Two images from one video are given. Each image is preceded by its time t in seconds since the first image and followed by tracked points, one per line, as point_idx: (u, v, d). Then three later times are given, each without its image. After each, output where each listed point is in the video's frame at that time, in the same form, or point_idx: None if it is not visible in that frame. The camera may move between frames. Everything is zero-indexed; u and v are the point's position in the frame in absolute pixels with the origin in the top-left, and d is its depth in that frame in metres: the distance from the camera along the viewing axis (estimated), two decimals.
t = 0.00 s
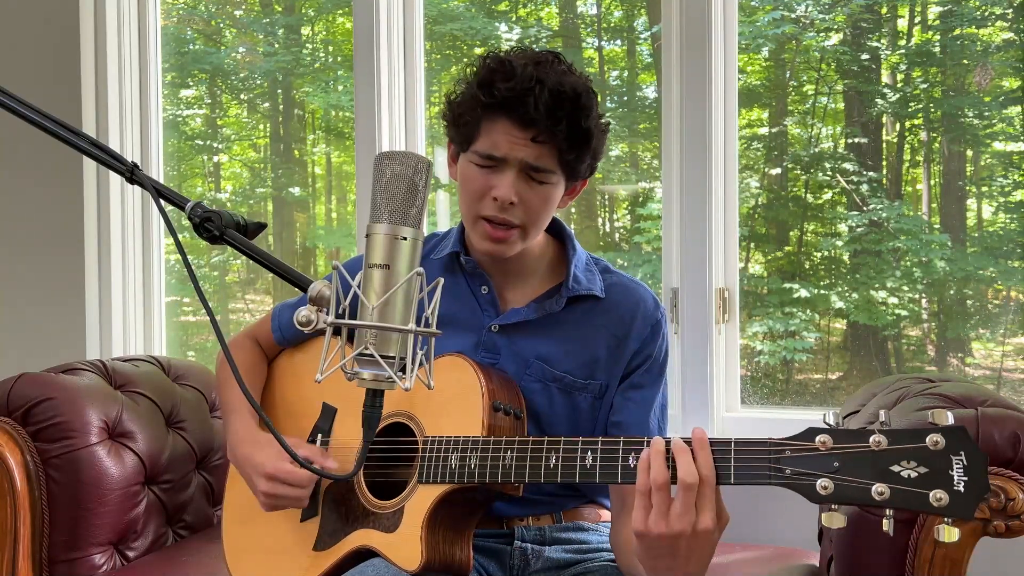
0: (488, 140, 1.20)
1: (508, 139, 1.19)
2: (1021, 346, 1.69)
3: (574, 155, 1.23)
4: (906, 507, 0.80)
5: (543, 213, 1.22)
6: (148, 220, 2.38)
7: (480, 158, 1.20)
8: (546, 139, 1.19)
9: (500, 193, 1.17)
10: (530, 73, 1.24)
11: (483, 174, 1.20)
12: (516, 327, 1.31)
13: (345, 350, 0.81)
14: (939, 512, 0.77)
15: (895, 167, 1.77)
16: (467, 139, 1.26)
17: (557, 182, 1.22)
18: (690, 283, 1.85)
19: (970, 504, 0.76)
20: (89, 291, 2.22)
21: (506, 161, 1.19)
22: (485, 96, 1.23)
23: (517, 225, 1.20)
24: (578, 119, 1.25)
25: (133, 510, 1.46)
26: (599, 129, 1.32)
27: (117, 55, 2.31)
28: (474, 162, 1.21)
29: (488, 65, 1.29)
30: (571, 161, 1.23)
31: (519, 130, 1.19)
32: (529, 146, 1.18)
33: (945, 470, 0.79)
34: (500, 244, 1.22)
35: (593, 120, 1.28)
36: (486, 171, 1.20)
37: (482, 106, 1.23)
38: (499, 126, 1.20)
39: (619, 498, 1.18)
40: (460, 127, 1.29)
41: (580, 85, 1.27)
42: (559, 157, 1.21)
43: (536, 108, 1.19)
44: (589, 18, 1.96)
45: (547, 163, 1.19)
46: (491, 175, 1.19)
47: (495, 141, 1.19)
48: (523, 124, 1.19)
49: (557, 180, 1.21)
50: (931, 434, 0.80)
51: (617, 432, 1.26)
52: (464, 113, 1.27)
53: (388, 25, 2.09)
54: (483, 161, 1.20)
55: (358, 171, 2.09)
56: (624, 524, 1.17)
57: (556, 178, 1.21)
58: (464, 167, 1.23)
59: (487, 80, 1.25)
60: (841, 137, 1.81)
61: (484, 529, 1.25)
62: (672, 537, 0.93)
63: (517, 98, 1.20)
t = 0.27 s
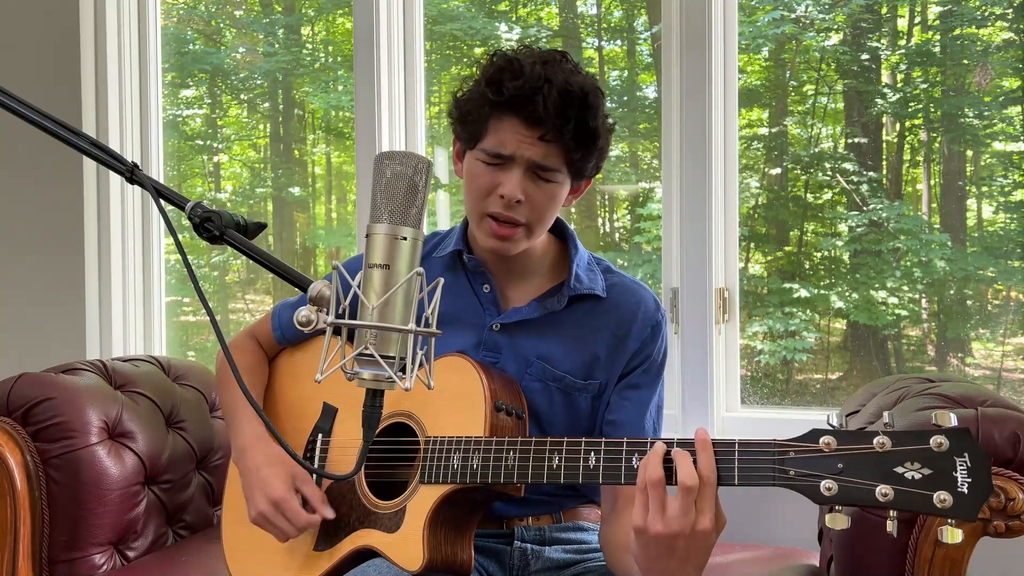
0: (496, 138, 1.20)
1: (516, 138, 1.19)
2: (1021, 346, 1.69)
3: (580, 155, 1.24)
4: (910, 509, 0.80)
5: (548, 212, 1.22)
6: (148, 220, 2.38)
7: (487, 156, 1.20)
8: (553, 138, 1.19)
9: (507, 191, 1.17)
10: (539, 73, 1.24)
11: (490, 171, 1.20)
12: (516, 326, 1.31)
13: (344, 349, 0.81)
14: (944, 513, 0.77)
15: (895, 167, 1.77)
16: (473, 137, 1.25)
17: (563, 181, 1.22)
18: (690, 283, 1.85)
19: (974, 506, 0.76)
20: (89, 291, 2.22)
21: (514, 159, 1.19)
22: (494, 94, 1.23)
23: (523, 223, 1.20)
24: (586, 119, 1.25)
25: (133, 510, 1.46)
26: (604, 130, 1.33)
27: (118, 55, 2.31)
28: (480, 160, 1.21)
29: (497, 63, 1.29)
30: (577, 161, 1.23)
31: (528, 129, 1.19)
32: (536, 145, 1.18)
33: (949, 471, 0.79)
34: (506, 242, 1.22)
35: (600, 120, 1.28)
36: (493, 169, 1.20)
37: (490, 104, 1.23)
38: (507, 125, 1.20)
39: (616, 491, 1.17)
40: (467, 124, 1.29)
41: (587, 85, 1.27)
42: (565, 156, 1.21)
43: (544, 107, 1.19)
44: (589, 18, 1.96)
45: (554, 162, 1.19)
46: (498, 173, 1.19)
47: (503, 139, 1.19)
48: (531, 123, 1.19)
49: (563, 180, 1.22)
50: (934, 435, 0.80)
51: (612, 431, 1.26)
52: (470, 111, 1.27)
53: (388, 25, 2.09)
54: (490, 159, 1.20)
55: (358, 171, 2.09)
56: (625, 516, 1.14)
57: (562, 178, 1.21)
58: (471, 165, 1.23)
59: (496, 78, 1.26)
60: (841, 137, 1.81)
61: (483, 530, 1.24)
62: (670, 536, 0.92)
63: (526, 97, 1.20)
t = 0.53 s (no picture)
0: (496, 133, 1.20)
1: (515, 133, 1.19)
2: (1021, 346, 1.69)
3: (579, 154, 1.24)
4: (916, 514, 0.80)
5: (544, 209, 1.22)
6: (148, 220, 2.38)
7: (487, 150, 1.20)
8: (552, 135, 1.19)
9: (503, 186, 1.17)
10: (542, 70, 1.25)
11: (488, 166, 1.20)
12: (516, 326, 1.30)
13: (344, 349, 0.81)
14: (950, 518, 0.78)
15: (895, 167, 1.77)
16: (475, 132, 1.26)
17: (560, 179, 1.22)
18: (690, 283, 1.85)
19: (981, 511, 0.77)
20: (89, 291, 2.22)
21: (512, 154, 1.19)
22: (496, 89, 1.24)
23: (518, 219, 1.20)
24: (586, 117, 1.26)
25: (133, 510, 1.47)
26: (606, 130, 1.33)
27: (118, 55, 2.31)
28: (480, 154, 1.21)
29: (502, 59, 1.30)
30: (576, 160, 1.23)
31: (527, 125, 1.19)
32: (535, 141, 1.19)
33: (955, 476, 0.79)
34: (501, 238, 1.22)
35: (601, 119, 1.28)
36: (491, 163, 1.20)
37: (492, 99, 1.23)
38: (507, 120, 1.20)
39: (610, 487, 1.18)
40: (470, 119, 1.29)
41: (589, 84, 1.28)
42: (563, 154, 1.21)
43: (544, 104, 1.19)
44: (589, 18, 1.96)
45: (552, 159, 1.19)
46: (496, 167, 1.19)
47: (502, 134, 1.19)
48: (531, 119, 1.19)
49: (560, 178, 1.21)
50: (941, 440, 0.80)
51: (609, 429, 1.25)
52: (474, 106, 1.28)
53: (388, 25, 2.09)
54: (488, 154, 1.21)
55: (358, 171, 2.09)
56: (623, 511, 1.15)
57: (559, 175, 1.21)
58: (471, 158, 1.23)
59: (500, 74, 1.26)
60: (841, 136, 1.81)
61: (484, 530, 1.24)
62: (673, 536, 0.92)
63: (527, 93, 1.20)
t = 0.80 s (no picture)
0: (516, 131, 1.20)
1: (536, 133, 1.19)
2: (1021, 346, 1.69)
3: (595, 159, 1.25)
4: (918, 508, 0.80)
5: (557, 212, 1.22)
6: (148, 220, 2.38)
7: (505, 147, 1.20)
8: (572, 138, 1.20)
9: (521, 184, 1.17)
10: (567, 72, 1.26)
11: (506, 163, 1.20)
12: (517, 326, 1.30)
13: (344, 349, 0.81)
14: (952, 511, 0.78)
15: (895, 167, 1.77)
16: (492, 128, 1.26)
17: (575, 183, 1.22)
18: (690, 283, 1.85)
19: (982, 504, 0.77)
20: (89, 292, 2.22)
21: (531, 153, 1.19)
22: (520, 87, 1.24)
23: (531, 220, 1.20)
24: (605, 125, 1.27)
25: (133, 510, 1.47)
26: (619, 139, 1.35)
27: (118, 54, 2.31)
28: (498, 150, 1.21)
29: (525, 59, 1.30)
30: (592, 165, 1.24)
31: (548, 126, 1.20)
32: (556, 143, 1.19)
33: (956, 470, 0.79)
34: (512, 237, 1.21)
35: (619, 128, 1.30)
36: (509, 161, 1.20)
37: (515, 96, 1.23)
38: (529, 119, 1.21)
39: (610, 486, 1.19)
40: (487, 113, 1.28)
41: (610, 91, 1.29)
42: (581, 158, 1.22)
43: (569, 107, 1.20)
44: (589, 18, 1.96)
45: (570, 162, 1.20)
46: (514, 165, 1.19)
47: (523, 133, 1.20)
48: (553, 121, 1.20)
49: (575, 182, 1.22)
50: (942, 433, 0.80)
51: (610, 429, 1.25)
52: (493, 100, 1.27)
53: (388, 25, 2.09)
54: (507, 151, 1.20)
55: (358, 171, 2.09)
56: (624, 509, 1.15)
57: (575, 179, 1.22)
58: (487, 154, 1.23)
59: (523, 72, 1.26)
60: (841, 136, 1.81)
61: (484, 530, 1.24)
62: (676, 533, 0.92)
63: (551, 94, 1.21)
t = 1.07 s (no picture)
0: (502, 127, 1.21)
1: (521, 128, 1.20)
2: (1021, 346, 1.69)
3: (582, 158, 1.25)
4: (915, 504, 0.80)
5: (542, 209, 1.22)
6: (148, 220, 2.37)
7: (491, 142, 1.21)
8: (557, 135, 1.20)
9: (503, 178, 1.17)
10: (556, 70, 1.26)
11: (490, 158, 1.20)
12: (516, 325, 1.30)
13: (344, 349, 0.81)
14: (948, 507, 0.78)
15: (896, 167, 1.77)
16: (482, 125, 1.27)
17: (561, 181, 1.22)
18: (690, 283, 1.85)
19: (979, 500, 0.77)
20: (89, 292, 2.22)
21: (515, 148, 1.19)
22: (508, 84, 1.25)
23: (515, 215, 1.20)
24: (592, 125, 1.27)
25: (133, 510, 1.47)
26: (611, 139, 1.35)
27: (118, 54, 2.31)
28: (484, 145, 1.22)
29: (518, 58, 1.31)
30: (578, 163, 1.24)
31: (533, 122, 1.20)
32: (540, 138, 1.20)
33: (953, 466, 0.79)
34: (496, 232, 1.21)
35: (608, 129, 1.29)
36: (493, 156, 1.21)
37: (503, 93, 1.24)
38: (515, 115, 1.21)
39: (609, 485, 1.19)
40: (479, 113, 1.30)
41: (601, 92, 1.29)
42: (566, 155, 1.22)
43: (553, 104, 1.20)
44: (589, 18, 1.96)
45: (554, 159, 1.20)
46: (498, 160, 1.20)
47: (508, 129, 1.20)
48: (538, 117, 1.20)
49: (560, 180, 1.22)
50: (938, 430, 0.80)
51: (609, 428, 1.25)
52: (484, 98, 1.29)
53: (388, 25, 2.09)
54: (491, 147, 1.21)
55: (358, 171, 2.09)
56: (623, 507, 1.15)
57: (560, 177, 1.22)
58: (474, 150, 1.24)
59: (514, 70, 1.27)
60: (841, 136, 1.81)
61: (484, 530, 1.24)
62: (675, 529, 0.92)
63: (538, 91, 1.22)
